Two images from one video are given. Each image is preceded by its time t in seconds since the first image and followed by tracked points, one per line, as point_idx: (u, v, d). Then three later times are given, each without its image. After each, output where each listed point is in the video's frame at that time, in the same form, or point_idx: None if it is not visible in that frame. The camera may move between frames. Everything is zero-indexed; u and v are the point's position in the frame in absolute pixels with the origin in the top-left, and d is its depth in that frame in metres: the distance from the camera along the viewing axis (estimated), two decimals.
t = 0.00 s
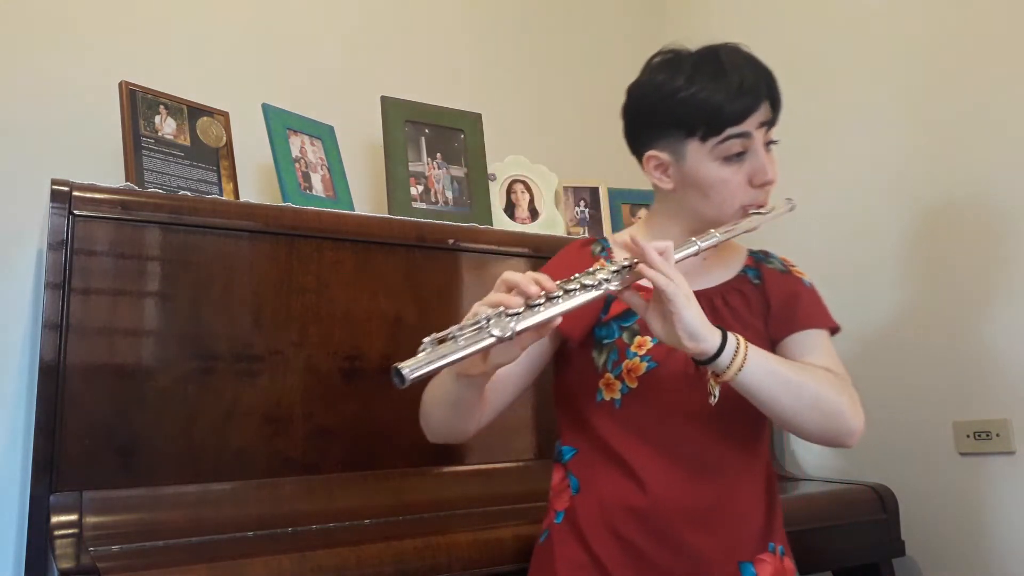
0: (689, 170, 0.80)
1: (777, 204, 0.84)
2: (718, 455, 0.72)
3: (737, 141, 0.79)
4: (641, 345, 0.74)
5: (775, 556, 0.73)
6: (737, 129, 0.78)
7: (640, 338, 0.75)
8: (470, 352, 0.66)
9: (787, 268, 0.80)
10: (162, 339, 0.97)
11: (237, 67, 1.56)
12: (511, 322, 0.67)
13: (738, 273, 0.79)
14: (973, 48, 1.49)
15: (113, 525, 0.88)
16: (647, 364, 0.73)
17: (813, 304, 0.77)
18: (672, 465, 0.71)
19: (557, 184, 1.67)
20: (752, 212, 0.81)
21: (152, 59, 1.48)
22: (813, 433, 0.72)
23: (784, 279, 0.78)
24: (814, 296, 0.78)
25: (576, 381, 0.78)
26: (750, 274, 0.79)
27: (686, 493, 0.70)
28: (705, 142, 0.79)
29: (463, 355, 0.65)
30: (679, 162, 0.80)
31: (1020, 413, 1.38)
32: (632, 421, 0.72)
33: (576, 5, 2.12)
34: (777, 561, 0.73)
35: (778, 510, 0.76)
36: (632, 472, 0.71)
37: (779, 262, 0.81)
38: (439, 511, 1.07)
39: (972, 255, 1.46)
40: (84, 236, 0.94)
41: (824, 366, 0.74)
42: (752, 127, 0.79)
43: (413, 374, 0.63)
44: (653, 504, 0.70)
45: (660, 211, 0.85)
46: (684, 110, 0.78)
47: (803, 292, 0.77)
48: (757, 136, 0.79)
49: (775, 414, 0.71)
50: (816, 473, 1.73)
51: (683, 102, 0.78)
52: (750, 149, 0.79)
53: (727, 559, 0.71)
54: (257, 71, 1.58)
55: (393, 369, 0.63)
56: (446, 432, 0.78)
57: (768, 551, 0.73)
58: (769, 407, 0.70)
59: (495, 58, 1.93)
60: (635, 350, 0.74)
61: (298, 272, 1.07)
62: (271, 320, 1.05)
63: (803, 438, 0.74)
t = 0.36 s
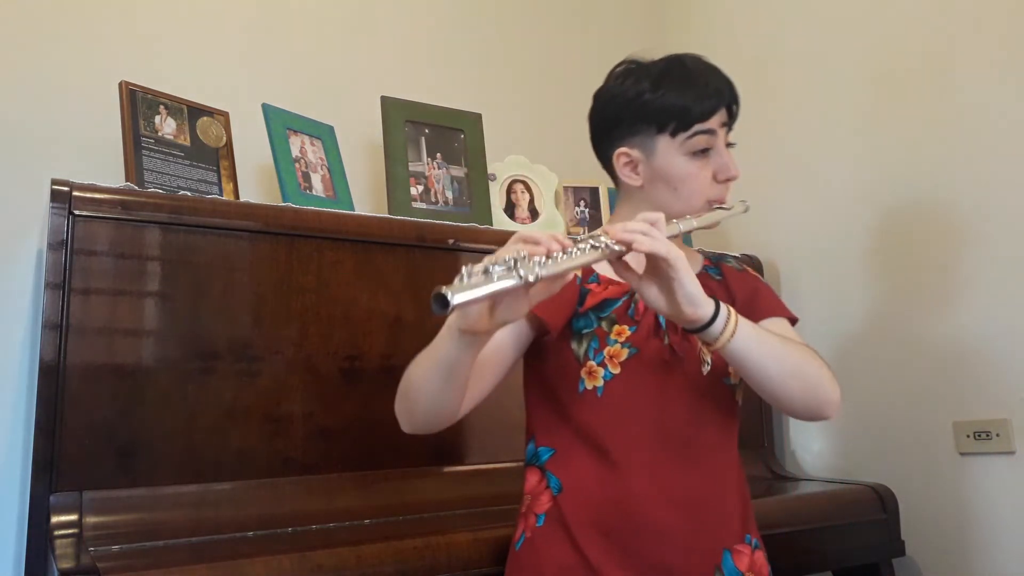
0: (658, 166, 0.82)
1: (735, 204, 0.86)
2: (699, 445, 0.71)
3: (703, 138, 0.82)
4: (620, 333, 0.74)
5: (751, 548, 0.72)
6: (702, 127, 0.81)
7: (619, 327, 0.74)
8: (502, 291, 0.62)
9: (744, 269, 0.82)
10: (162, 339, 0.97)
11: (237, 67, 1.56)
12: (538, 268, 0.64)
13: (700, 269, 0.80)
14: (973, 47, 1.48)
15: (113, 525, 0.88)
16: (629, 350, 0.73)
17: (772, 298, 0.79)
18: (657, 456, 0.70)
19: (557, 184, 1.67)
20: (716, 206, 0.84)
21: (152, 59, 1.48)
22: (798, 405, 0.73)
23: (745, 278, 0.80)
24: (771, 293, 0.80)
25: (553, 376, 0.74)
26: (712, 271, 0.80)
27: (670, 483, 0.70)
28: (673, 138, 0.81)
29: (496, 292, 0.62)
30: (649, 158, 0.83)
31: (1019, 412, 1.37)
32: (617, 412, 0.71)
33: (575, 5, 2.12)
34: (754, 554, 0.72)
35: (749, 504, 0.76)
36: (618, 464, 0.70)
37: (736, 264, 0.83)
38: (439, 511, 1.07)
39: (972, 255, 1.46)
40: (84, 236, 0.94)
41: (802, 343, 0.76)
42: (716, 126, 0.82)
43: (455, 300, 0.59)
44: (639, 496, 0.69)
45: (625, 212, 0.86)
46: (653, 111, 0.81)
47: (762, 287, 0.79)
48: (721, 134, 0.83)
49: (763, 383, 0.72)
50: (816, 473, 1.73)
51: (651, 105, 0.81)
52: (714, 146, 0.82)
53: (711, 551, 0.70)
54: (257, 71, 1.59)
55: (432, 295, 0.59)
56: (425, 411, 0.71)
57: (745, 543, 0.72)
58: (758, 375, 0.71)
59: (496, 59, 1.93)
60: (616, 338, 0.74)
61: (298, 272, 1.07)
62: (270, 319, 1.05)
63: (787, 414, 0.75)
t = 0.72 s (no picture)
0: (641, 164, 0.83)
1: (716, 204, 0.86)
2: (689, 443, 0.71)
3: (684, 135, 0.82)
4: (607, 327, 0.74)
5: (741, 546, 0.73)
6: (683, 125, 0.82)
7: (606, 322, 0.74)
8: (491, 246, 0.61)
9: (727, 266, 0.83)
10: (162, 338, 0.97)
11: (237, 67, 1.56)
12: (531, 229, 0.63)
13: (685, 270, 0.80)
14: (973, 47, 1.48)
15: (113, 525, 0.88)
16: (617, 345, 0.72)
17: (754, 293, 0.80)
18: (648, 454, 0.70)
19: (557, 184, 1.67)
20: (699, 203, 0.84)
21: (152, 59, 1.48)
22: (787, 386, 0.73)
23: (727, 275, 0.81)
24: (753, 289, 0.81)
25: (543, 375, 0.74)
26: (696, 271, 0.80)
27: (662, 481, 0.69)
28: (655, 136, 0.82)
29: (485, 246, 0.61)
30: (632, 157, 0.83)
31: (1019, 412, 1.37)
32: (607, 411, 0.70)
33: (575, 5, 2.12)
34: (745, 553, 0.73)
35: (739, 501, 0.76)
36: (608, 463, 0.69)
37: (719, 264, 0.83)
38: (438, 512, 1.07)
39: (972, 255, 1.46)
40: (84, 236, 0.94)
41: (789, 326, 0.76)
42: (695, 125, 0.83)
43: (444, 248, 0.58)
44: (630, 495, 0.69)
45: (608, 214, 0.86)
46: (635, 111, 0.82)
47: (744, 285, 0.80)
48: (700, 133, 0.84)
49: (751, 362, 0.72)
50: (815, 473, 1.73)
51: (633, 104, 0.82)
52: (694, 145, 0.83)
53: (702, 549, 0.70)
54: (257, 71, 1.59)
55: (427, 240, 0.58)
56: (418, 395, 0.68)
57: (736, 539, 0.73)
58: (746, 353, 0.71)
59: (496, 60, 1.94)
60: (603, 334, 0.73)
61: (298, 272, 1.07)
62: (270, 319, 1.05)
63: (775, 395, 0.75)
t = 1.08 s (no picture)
0: (630, 157, 0.82)
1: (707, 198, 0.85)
2: (688, 441, 0.71)
3: (670, 128, 0.83)
4: (602, 324, 0.73)
5: (743, 542, 0.73)
6: (669, 117, 0.83)
7: (600, 319, 0.74)
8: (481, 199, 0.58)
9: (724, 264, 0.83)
10: (163, 338, 0.97)
11: (237, 67, 1.56)
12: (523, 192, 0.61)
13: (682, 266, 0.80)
14: (973, 47, 1.48)
15: (113, 526, 0.88)
16: (611, 341, 0.72)
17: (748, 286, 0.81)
18: (646, 452, 0.70)
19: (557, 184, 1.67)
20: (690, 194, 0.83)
21: (151, 59, 1.48)
22: (786, 361, 0.73)
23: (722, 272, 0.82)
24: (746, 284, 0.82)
25: (540, 375, 0.74)
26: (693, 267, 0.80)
27: (661, 479, 0.69)
28: (642, 129, 0.82)
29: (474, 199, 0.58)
30: (621, 151, 0.83)
31: (1019, 412, 1.37)
32: (604, 410, 0.70)
33: (575, 6, 2.12)
34: (750, 551, 0.73)
35: (741, 497, 0.76)
36: (607, 462, 0.69)
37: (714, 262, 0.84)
38: (438, 513, 1.07)
39: (973, 254, 1.46)
40: (84, 236, 0.94)
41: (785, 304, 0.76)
42: (681, 118, 0.84)
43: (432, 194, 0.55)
44: (629, 494, 0.69)
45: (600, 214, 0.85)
46: (622, 107, 0.83)
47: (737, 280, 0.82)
48: (687, 126, 0.84)
49: (747, 338, 0.71)
50: (815, 474, 1.73)
51: (620, 101, 0.83)
52: (681, 138, 0.84)
53: (702, 545, 0.70)
54: (257, 72, 1.59)
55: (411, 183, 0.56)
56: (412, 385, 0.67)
57: (739, 534, 0.73)
58: (743, 328, 0.71)
59: (496, 60, 1.94)
60: (597, 330, 0.73)
61: (298, 272, 1.07)
62: (271, 319, 1.05)
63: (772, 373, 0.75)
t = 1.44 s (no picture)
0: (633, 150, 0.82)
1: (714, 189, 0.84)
2: (694, 437, 0.71)
3: (672, 119, 0.83)
4: (609, 321, 0.74)
5: (754, 537, 0.72)
6: (670, 109, 0.83)
7: (608, 316, 0.74)
8: (487, 164, 0.58)
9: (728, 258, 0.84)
10: (163, 338, 0.97)
11: (237, 67, 1.56)
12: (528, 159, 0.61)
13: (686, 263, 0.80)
14: (973, 47, 1.48)
15: (113, 526, 0.88)
16: (619, 337, 0.72)
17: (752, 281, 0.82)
18: (651, 448, 0.69)
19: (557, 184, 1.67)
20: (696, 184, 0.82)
21: (151, 60, 1.48)
22: (798, 340, 0.72)
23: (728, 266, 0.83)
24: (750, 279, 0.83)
25: (546, 374, 0.74)
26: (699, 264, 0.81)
27: (666, 475, 0.69)
28: (644, 121, 0.82)
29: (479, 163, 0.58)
30: (623, 146, 0.83)
31: (1019, 412, 1.37)
32: (610, 405, 0.70)
33: (575, 6, 2.12)
34: (760, 545, 0.73)
35: (750, 492, 0.75)
36: (612, 457, 0.69)
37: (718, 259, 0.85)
38: (439, 512, 1.07)
39: (973, 254, 1.46)
40: (84, 236, 0.94)
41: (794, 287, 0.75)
42: (683, 109, 0.83)
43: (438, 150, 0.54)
44: (634, 489, 0.68)
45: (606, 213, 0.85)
46: (621, 101, 0.83)
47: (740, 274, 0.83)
48: (688, 118, 0.84)
49: (757, 316, 0.71)
50: (815, 474, 1.73)
51: (620, 95, 0.83)
52: (683, 130, 0.84)
53: (710, 540, 0.70)
54: (257, 72, 1.59)
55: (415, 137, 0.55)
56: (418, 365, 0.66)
57: (749, 530, 0.72)
58: (752, 306, 0.70)
59: (496, 59, 1.93)
60: (605, 328, 0.74)
61: (297, 272, 1.07)
62: (271, 319, 1.05)
63: (783, 356, 0.74)
